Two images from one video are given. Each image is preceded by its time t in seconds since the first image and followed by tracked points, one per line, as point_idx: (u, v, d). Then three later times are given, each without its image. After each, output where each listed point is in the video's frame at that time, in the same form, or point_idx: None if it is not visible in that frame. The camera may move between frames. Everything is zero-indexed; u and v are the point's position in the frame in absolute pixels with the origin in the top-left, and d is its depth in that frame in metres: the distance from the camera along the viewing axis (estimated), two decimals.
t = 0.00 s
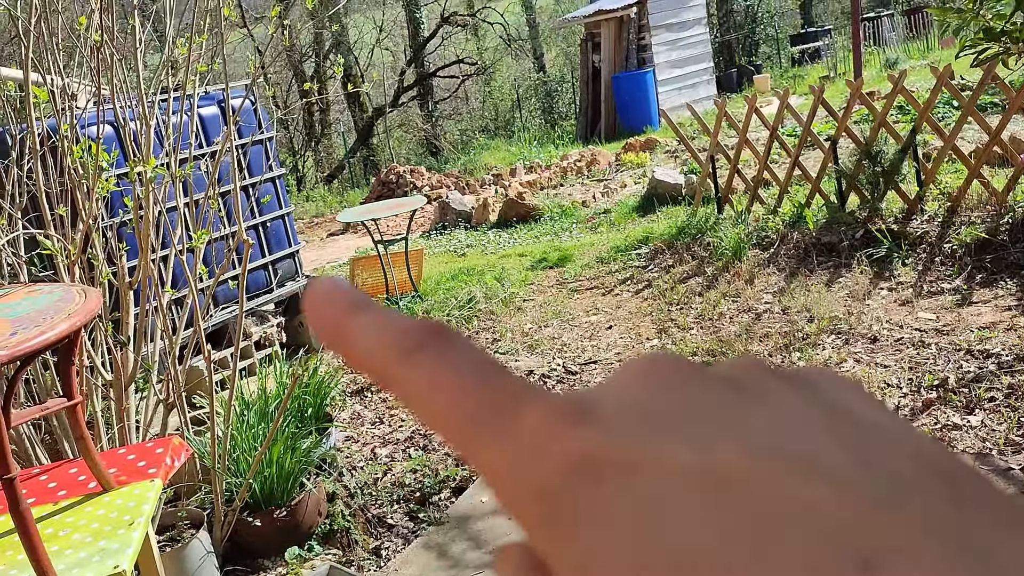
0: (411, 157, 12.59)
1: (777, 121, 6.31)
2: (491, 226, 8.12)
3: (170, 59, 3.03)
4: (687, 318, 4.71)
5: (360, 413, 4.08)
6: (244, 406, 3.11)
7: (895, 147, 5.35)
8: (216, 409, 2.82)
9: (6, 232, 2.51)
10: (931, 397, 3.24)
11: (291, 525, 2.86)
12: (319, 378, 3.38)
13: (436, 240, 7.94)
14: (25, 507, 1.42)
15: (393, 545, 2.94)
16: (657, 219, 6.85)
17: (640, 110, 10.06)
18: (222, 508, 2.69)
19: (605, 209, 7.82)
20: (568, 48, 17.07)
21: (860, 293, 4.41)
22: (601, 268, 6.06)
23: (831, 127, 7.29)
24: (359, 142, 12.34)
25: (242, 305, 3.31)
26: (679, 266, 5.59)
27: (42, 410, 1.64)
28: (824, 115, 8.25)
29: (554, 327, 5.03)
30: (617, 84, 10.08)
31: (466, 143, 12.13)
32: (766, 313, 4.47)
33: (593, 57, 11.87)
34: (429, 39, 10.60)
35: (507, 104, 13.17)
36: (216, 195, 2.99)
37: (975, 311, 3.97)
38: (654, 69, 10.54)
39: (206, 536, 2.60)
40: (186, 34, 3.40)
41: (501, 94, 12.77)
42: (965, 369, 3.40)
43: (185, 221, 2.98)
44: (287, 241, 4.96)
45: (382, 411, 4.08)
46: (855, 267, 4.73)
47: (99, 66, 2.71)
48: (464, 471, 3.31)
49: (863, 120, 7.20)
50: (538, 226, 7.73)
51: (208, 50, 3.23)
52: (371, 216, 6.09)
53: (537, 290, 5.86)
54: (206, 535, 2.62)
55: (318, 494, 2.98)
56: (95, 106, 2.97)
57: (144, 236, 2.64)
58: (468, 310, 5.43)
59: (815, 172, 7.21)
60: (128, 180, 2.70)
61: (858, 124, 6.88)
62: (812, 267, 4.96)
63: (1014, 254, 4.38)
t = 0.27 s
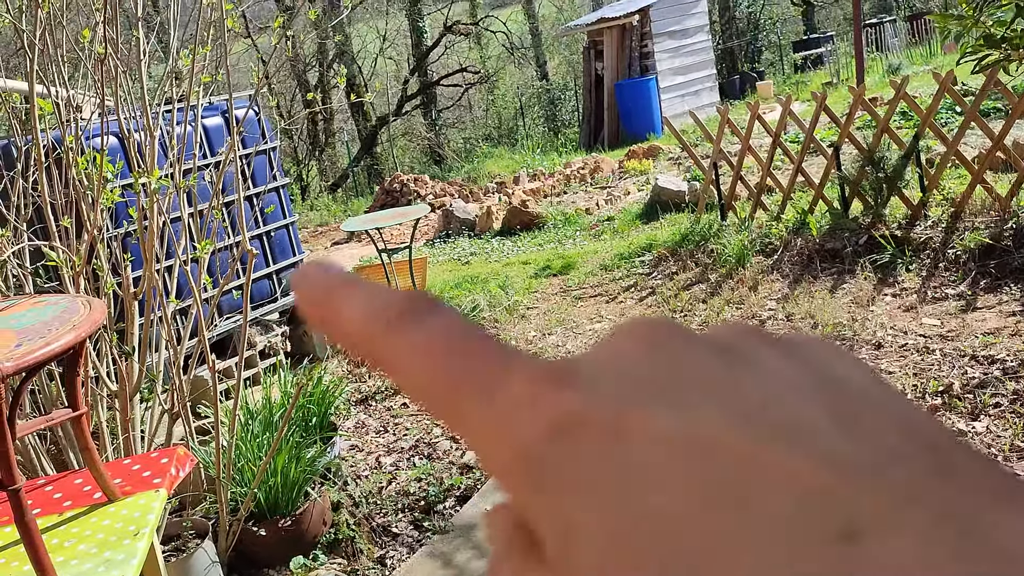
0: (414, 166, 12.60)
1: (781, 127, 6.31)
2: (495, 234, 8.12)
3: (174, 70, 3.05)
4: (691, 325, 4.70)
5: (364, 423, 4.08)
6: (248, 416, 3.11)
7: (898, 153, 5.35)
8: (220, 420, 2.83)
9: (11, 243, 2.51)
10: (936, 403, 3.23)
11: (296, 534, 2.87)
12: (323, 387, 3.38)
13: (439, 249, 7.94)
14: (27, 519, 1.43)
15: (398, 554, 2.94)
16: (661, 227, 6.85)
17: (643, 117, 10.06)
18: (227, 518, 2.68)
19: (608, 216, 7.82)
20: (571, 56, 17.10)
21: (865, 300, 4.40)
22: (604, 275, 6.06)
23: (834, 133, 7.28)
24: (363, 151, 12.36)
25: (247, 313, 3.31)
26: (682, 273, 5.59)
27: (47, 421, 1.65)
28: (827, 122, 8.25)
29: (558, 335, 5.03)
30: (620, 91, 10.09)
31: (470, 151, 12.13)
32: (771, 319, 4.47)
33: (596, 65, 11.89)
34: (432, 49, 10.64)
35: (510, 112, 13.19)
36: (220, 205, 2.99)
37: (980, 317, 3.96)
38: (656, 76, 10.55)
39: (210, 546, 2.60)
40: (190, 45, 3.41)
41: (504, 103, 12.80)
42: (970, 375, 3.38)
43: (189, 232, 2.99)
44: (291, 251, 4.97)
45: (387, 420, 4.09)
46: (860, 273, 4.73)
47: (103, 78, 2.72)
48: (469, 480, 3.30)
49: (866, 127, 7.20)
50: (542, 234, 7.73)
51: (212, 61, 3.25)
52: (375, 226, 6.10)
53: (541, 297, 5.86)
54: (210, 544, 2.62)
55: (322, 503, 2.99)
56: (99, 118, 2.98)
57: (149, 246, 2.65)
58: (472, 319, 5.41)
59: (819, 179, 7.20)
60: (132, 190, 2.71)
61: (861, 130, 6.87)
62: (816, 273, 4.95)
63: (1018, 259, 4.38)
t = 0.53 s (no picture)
0: (414, 173, 12.61)
1: (780, 133, 6.32)
2: (496, 240, 8.12)
3: (174, 78, 3.05)
4: (692, 330, 4.70)
5: (365, 430, 4.08)
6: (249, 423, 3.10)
7: (898, 157, 5.35)
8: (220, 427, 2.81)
9: (11, 251, 2.52)
10: (938, 407, 3.23)
11: (297, 542, 2.85)
12: (324, 394, 3.37)
13: (440, 255, 7.94)
14: (28, 526, 1.42)
15: (399, 561, 2.93)
16: (661, 232, 6.86)
17: (642, 123, 10.07)
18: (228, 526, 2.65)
19: (608, 222, 7.82)
20: (571, 62, 17.12)
21: (865, 304, 4.40)
22: (605, 281, 6.06)
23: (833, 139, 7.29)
24: (363, 158, 12.37)
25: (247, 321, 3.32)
26: (683, 278, 5.59)
27: (48, 428, 1.65)
28: (827, 127, 8.26)
29: (559, 341, 5.02)
30: (619, 97, 10.10)
31: (470, 157, 12.14)
32: (771, 324, 4.47)
33: (596, 71, 11.90)
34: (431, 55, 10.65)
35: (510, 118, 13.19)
36: (221, 213, 3.00)
37: (981, 321, 3.96)
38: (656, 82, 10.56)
39: (211, 553, 2.55)
40: (190, 52, 3.42)
41: (503, 109, 12.83)
42: (971, 379, 3.38)
43: (190, 239, 2.99)
44: (291, 258, 4.97)
45: (388, 427, 4.08)
46: (860, 278, 4.73)
47: (103, 86, 2.73)
48: (470, 487, 3.30)
49: (866, 132, 7.20)
50: (542, 240, 7.73)
51: (212, 69, 3.25)
52: (375, 232, 6.10)
53: (541, 304, 5.85)
54: (212, 552, 2.57)
55: (323, 510, 2.96)
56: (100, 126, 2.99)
57: (149, 254, 2.65)
58: (473, 325, 5.40)
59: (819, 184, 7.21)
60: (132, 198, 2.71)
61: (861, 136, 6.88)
62: (816, 278, 4.96)
63: (1018, 263, 4.38)
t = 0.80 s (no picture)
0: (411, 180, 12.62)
1: (775, 140, 6.34)
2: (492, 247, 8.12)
3: (171, 87, 3.06)
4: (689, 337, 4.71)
5: (362, 437, 4.07)
6: (246, 431, 3.09)
7: (893, 164, 5.37)
8: (218, 435, 2.81)
9: (9, 259, 2.52)
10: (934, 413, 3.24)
11: (295, 549, 2.83)
12: (321, 402, 3.37)
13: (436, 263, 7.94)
14: (27, 534, 1.42)
15: (397, 568, 2.93)
16: (657, 239, 6.87)
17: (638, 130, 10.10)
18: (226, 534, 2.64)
19: (604, 229, 7.83)
20: (566, 69, 17.17)
21: (861, 310, 4.42)
22: (601, 288, 6.07)
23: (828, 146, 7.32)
24: (359, 166, 12.38)
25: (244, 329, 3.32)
26: (679, 285, 5.59)
27: (46, 437, 1.65)
28: (822, 134, 8.30)
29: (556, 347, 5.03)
30: (615, 104, 10.13)
31: (466, 165, 12.16)
32: (768, 330, 4.48)
33: (591, 78, 11.93)
34: (426, 63, 10.67)
35: (506, 126, 13.19)
36: (218, 220, 3.00)
37: (976, 327, 3.97)
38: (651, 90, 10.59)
39: (209, 560, 2.54)
40: (187, 61, 3.43)
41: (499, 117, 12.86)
42: (967, 385, 3.40)
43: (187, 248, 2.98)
44: (288, 266, 4.97)
45: (385, 434, 4.08)
46: (856, 284, 4.75)
47: (100, 95, 2.73)
48: (467, 494, 3.30)
49: (860, 138, 7.22)
50: (538, 247, 7.74)
51: (209, 77, 3.26)
52: (372, 240, 6.10)
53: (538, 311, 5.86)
54: (209, 560, 2.56)
55: (321, 517, 2.95)
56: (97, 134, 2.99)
57: (147, 262, 2.65)
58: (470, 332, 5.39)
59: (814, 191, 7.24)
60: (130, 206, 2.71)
61: (856, 143, 6.91)
62: (812, 284, 4.97)
63: (1013, 269, 4.40)
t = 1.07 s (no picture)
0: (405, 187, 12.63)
1: (768, 147, 6.36)
2: (486, 253, 8.12)
3: (165, 93, 3.05)
4: (683, 343, 4.72)
5: (356, 444, 4.06)
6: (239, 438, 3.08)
7: (885, 170, 5.39)
8: (212, 442, 2.80)
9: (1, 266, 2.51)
10: (926, 418, 3.25)
11: (289, 556, 2.81)
12: (315, 408, 3.36)
13: (430, 269, 7.93)
14: (21, 541, 1.42)
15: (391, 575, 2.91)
16: (651, 245, 6.88)
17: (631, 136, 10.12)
18: (219, 541, 2.63)
19: (598, 235, 7.84)
20: (559, 76, 17.20)
21: (854, 316, 4.44)
22: (595, 294, 6.07)
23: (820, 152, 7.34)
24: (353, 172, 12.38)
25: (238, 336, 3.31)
26: (673, 291, 5.61)
27: (38, 444, 1.64)
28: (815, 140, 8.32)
29: (550, 353, 5.02)
30: (608, 111, 10.15)
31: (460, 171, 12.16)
32: (761, 336, 4.49)
33: (584, 85, 11.95)
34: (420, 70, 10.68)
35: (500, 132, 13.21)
36: (212, 227, 3.00)
37: (968, 332, 3.99)
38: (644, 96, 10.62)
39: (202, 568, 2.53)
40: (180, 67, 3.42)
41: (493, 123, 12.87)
42: (959, 390, 3.41)
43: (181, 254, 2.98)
44: (282, 272, 4.96)
45: (379, 441, 4.07)
46: (849, 290, 4.76)
47: (93, 102, 2.73)
48: (461, 501, 3.29)
49: (853, 145, 7.25)
50: (532, 253, 7.74)
51: (202, 84, 3.26)
52: (365, 246, 6.10)
53: (532, 316, 5.86)
54: (202, 567, 2.55)
55: (315, 524, 2.93)
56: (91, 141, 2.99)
57: (140, 268, 2.64)
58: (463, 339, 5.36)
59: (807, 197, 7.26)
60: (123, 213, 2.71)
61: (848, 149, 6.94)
62: (805, 290, 4.99)
63: (1005, 275, 4.42)
